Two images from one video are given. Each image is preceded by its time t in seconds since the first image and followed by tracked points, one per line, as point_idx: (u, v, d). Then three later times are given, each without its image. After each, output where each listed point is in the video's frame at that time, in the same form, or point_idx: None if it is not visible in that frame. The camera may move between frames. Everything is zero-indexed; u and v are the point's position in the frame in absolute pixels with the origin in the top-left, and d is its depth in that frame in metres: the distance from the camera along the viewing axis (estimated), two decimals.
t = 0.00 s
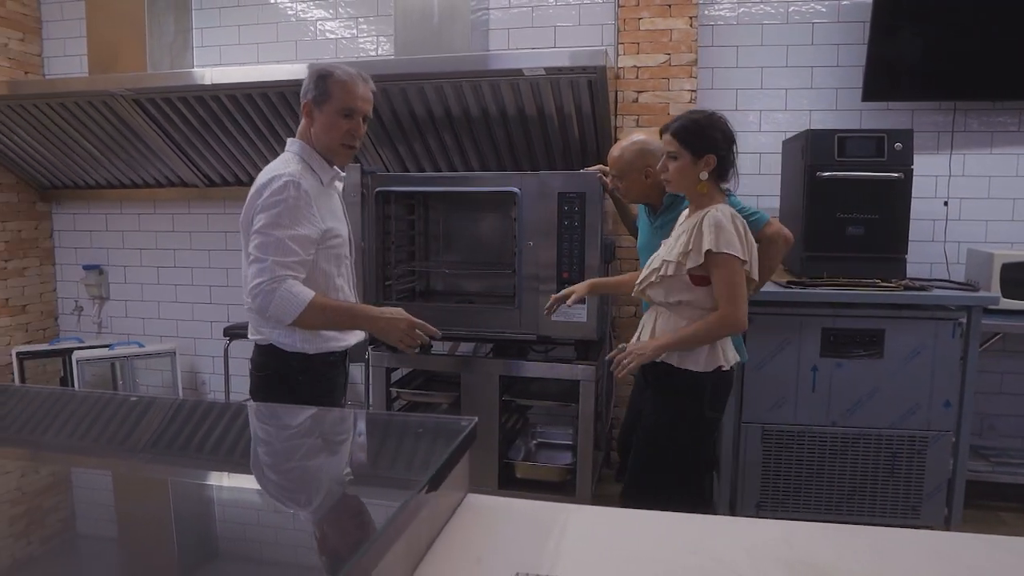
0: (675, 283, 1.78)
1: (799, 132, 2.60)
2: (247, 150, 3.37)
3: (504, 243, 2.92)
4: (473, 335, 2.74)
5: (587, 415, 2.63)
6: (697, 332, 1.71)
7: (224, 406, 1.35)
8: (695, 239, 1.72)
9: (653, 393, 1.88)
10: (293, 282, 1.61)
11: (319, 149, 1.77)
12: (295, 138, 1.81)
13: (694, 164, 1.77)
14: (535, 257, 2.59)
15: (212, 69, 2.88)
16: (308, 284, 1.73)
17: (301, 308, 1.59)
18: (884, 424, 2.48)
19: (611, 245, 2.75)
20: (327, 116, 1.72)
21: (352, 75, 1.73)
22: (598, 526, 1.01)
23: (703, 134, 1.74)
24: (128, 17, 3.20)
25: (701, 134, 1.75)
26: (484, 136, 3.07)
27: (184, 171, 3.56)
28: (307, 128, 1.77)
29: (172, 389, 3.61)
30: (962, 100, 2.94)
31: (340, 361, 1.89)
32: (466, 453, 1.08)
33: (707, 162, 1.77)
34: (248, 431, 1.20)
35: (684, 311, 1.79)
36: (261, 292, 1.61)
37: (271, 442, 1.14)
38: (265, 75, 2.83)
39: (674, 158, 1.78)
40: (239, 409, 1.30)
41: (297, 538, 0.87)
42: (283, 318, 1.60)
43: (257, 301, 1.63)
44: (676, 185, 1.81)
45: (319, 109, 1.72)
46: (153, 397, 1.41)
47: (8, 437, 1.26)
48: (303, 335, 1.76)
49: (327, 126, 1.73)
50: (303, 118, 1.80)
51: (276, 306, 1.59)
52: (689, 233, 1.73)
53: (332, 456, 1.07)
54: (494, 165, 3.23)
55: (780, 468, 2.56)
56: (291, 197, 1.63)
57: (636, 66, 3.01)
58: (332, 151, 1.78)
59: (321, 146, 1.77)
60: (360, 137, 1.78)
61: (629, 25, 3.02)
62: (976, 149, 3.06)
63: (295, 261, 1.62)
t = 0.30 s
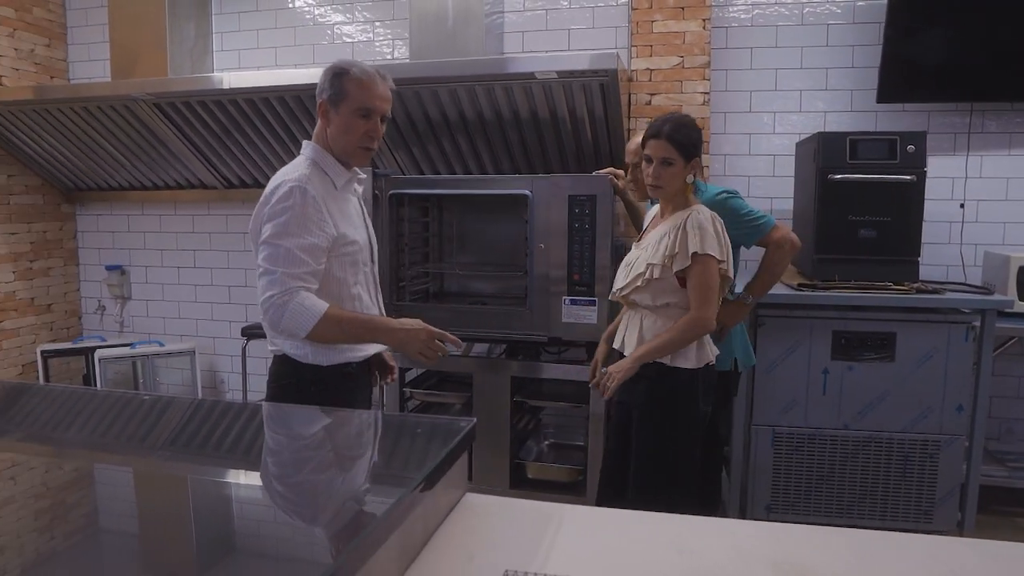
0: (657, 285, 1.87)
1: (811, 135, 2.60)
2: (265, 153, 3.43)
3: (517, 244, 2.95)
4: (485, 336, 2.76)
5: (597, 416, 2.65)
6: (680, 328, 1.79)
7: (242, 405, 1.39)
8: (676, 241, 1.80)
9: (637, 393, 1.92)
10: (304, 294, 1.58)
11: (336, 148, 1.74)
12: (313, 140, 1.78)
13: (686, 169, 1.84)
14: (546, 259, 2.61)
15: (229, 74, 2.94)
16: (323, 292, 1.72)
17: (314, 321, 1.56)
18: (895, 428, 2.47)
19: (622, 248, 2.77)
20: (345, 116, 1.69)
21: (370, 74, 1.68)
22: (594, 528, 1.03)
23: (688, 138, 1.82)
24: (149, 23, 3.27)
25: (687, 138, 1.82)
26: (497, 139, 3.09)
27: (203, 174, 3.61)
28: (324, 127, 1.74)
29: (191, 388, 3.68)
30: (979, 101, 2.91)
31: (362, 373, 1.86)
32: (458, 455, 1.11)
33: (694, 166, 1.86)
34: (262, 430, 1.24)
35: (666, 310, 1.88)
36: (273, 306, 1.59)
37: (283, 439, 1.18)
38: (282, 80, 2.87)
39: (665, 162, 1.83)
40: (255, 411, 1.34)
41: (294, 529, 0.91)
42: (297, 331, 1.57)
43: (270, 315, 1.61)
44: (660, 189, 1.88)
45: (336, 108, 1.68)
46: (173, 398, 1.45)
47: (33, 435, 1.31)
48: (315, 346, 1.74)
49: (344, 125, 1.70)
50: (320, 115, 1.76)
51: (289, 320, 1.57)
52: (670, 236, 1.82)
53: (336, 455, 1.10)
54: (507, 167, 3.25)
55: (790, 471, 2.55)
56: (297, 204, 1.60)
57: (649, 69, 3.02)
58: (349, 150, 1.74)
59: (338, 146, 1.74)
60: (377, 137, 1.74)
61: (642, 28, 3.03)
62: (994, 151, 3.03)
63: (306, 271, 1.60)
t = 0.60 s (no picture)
0: (655, 282, 1.90)
1: (818, 136, 2.59)
2: (276, 154, 3.46)
3: (523, 245, 2.96)
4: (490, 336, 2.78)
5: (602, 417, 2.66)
6: (687, 323, 1.84)
7: (250, 404, 1.42)
8: (674, 239, 1.84)
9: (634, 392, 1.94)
10: (316, 285, 1.49)
11: (342, 147, 1.69)
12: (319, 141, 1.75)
13: (656, 166, 1.90)
14: (552, 259, 2.62)
15: (240, 76, 2.97)
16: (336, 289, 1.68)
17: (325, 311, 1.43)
18: (902, 430, 2.46)
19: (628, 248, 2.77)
20: (350, 115, 1.64)
21: (375, 72, 1.63)
22: (578, 527, 1.04)
23: (662, 137, 1.88)
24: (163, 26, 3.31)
25: (661, 136, 1.88)
26: (505, 140, 3.11)
27: (216, 174, 3.66)
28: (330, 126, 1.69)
29: (203, 385, 3.73)
30: (990, 102, 2.89)
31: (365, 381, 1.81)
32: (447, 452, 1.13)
33: (667, 164, 1.91)
34: (269, 428, 1.26)
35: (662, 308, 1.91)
36: (286, 302, 1.50)
37: (287, 438, 1.20)
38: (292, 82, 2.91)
39: (640, 161, 1.89)
40: (263, 410, 1.37)
41: (281, 521, 0.93)
42: (308, 325, 1.45)
43: (285, 312, 1.53)
44: (638, 189, 1.93)
45: (341, 107, 1.64)
46: (182, 396, 1.47)
47: (51, 432, 1.33)
48: (317, 355, 1.71)
49: (350, 124, 1.65)
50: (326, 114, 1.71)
51: (300, 313, 1.46)
52: (666, 234, 1.86)
53: (327, 453, 1.11)
54: (516, 169, 3.26)
55: (797, 472, 2.54)
56: (301, 203, 1.57)
57: (657, 70, 3.02)
58: (355, 150, 1.70)
59: (344, 146, 1.69)
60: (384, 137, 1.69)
61: (651, 28, 3.03)
62: (1006, 152, 3.01)
63: (320, 265, 1.53)
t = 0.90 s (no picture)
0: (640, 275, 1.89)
1: (818, 131, 2.57)
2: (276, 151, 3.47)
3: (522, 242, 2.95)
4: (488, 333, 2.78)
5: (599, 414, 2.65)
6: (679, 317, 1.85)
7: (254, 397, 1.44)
8: (660, 230, 1.85)
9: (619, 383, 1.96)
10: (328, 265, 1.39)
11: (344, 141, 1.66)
12: (323, 132, 1.71)
13: (626, 160, 1.90)
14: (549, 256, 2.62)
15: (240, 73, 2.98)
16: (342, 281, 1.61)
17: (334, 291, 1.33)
18: (902, 428, 2.43)
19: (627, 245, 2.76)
20: (354, 109, 1.60)
21: (385, 64, 1.59)
22: (554, 520, 1.04)
23: (639, 130, 1.87)
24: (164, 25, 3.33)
25: (635, 129, 1.88)
26: (505, 136, 3.10)
27: (218, 172, 3.67)
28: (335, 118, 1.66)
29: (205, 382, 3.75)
30: (993, 96, 2.86)
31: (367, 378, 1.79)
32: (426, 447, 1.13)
33: (638, 159, 1.90)
34: (271, 424, 1.27)
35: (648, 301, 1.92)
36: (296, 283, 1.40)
37: (289, 435, 1.21)
38: (291, 79, 2.92)
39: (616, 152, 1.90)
40: (269, 404, 1.38)
41: (254, 512, 0.93)
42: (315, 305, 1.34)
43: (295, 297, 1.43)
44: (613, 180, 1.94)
45: (346, 100, 1.60)
46: (187, 391, 1.49)
47: (54, 428, 1.33)
48: (317, 351, 1.69)
49: (353, 119, 1.61)
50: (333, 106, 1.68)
51: (309, 292, 1.36)
52: (650, 226, 1.86)
53: (324, 456, 1.10)
54: (515, 165, 3.26)
55: (796, 469, 2.52)
56: (307, 189, 1.50)
57: (656, 65, 3.01)
58: (357, 144, 1.66)
59: (348, 139, 1.66)
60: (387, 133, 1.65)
61: (651, 24, 3.02)
62: (1010, 147, 2.97)
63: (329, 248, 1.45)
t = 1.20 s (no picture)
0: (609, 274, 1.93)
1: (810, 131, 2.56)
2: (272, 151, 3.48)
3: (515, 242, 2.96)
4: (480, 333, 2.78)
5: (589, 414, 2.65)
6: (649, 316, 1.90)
7: (251, 399, 1.44)
8: (628, 230, 1.89)
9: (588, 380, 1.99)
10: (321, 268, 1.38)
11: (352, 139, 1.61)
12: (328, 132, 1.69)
13: (608, 159, 1.96)
14: (540, 256, 2.62)
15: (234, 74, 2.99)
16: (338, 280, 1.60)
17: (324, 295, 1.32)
18: (893, 429, 2.43)
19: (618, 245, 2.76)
20: (362, 107, 1.55)
21: (393, 63, 1.54)
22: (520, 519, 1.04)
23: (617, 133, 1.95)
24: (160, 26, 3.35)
25: (613, 131, 1.94)
26: (499, 136, 3.11)
27: (215, 172, 3.69)
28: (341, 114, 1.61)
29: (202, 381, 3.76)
30: (988, 96, 2.85)
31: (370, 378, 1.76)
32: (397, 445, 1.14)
33: (617, 160, 1.97)
34: (268, 427, 1.27)
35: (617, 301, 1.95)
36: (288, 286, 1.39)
37: (281, 438, 1.21)
38: (284, 79, 2.92)
39: (594, 151, 1.95)
40: (268, 405, 1.38)
41: (219, 510, 0.94)
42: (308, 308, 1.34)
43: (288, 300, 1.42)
44: (588, 179, 1.98)
45: (354, 98, 1.55)
46: (184, 392, 1.49)
47: (51, 427, 1.34)
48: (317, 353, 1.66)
49: (360, 117, 1.57)
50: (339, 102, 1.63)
51: (301, 296, 1.35)
52: (619, 226, 1.90)
53: (312, 452, 1.11)
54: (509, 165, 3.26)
55: (787, 470, 2.52)
56: (302, 190, 1.50)
57: (649, 65, 3.01)
58: (364, 142, 1.62)
59: (355, 137, 1.62)
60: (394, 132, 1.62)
61: (644, 24, 3.02)
62: (1005, 147, 2.96)
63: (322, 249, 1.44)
